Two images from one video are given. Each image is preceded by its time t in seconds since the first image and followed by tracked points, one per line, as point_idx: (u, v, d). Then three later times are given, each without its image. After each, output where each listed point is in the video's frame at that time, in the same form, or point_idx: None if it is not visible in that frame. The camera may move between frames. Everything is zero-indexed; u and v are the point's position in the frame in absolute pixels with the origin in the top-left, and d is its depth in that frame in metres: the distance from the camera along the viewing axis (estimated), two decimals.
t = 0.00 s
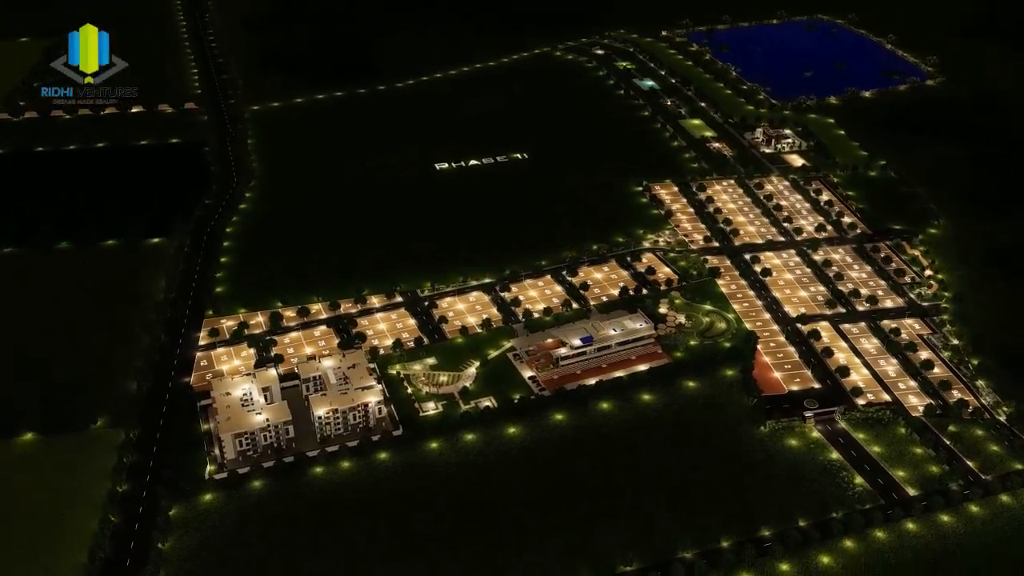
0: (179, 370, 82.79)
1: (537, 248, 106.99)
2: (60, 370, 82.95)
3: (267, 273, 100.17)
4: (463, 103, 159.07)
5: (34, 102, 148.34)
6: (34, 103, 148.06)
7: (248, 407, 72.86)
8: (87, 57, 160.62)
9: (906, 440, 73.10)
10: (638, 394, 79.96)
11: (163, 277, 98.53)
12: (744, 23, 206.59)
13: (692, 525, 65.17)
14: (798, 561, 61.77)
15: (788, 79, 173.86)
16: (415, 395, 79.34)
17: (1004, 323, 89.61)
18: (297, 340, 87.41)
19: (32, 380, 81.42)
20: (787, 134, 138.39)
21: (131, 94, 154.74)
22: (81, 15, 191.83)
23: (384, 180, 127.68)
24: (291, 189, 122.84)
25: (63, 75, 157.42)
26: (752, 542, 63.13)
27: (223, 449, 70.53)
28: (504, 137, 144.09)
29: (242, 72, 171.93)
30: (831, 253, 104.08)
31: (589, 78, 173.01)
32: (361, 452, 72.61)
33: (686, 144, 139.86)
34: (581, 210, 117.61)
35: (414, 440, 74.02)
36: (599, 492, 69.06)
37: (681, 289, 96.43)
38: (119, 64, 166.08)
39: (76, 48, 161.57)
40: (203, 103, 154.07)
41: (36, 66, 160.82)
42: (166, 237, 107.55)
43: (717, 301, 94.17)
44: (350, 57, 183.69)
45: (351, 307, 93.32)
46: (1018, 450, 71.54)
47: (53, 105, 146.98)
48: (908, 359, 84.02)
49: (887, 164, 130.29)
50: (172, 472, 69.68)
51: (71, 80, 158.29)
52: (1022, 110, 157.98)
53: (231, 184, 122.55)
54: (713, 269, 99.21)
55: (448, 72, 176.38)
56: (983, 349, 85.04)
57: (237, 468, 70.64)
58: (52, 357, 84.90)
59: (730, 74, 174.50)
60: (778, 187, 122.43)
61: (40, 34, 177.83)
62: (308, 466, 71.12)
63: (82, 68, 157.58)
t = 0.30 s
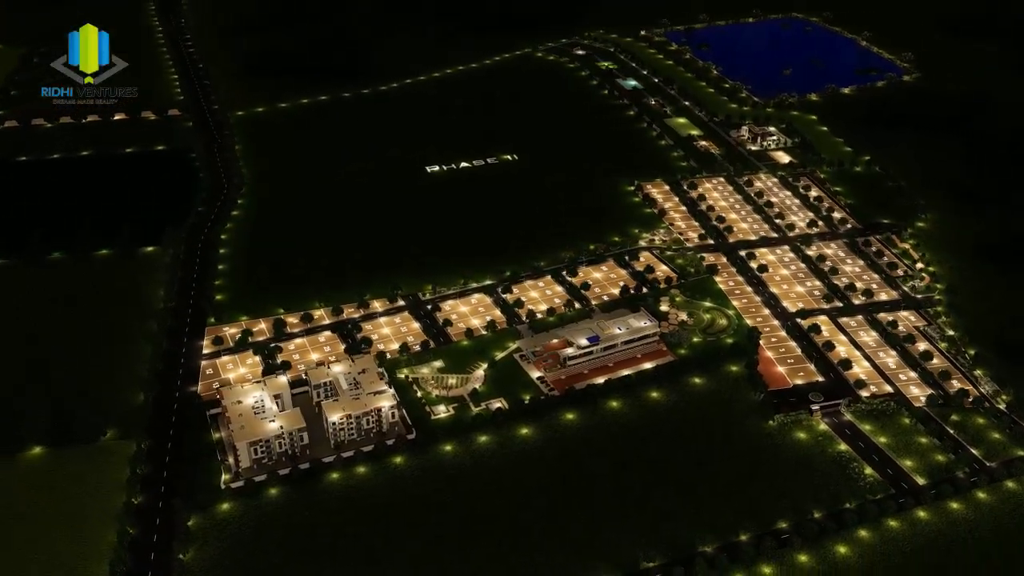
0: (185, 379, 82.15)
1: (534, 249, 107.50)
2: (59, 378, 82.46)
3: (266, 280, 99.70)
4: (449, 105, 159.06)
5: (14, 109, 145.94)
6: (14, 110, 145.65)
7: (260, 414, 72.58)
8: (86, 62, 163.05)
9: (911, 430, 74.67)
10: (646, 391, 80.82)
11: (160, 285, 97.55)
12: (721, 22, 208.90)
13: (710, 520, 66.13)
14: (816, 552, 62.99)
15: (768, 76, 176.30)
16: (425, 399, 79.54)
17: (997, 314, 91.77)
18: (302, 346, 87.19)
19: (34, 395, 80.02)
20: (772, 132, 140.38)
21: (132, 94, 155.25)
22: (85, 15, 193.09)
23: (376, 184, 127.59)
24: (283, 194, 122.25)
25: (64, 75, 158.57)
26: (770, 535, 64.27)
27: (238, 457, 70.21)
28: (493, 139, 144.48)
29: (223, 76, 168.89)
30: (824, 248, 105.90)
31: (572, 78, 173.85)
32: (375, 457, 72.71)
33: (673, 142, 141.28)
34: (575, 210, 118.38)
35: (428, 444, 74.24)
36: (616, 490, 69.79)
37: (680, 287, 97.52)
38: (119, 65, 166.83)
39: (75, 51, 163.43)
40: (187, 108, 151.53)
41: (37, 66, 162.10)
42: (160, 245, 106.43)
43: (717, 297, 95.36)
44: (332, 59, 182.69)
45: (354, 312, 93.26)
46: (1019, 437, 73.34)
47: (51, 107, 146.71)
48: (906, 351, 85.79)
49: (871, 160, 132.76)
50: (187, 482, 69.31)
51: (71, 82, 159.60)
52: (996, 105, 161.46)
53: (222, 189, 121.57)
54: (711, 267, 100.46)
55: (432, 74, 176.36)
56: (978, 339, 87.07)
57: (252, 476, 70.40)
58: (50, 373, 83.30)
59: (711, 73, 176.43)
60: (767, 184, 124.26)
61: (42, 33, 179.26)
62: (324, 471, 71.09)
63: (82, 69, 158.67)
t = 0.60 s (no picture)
0: (191, 387, 81.63)
1: (530, 250, 108.10)
2: (58, 378, 83.59)
3: (266, 285, 99.29)
4: (435, 108, 159.08)
5: None
6: None
7: (274, 421, 72.51)
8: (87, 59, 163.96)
9: (913, 419, 76.38)
10: (653, 388, 81.83)
11: (158, 293, 96.70)
12: (698, 21, 211.07)
13: (725, 513, 67.22)
14: (831, 541, 64.40)
15: (749, 74, 178.68)
16: (435, 401, 79.89)
17: (988, 304, 94.06)
18: (308, 351, 87.08)
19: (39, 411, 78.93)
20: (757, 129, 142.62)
21: (131, 94, 155.68)
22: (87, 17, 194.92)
23: (368, 187, 127.48)
24: (275, 199, 121.70)
25: (64, 75, 159.30)
26: (786, 526, 65.57)
27: (253, 464, 70.06)
28: (481, 141, 144.92)
29: (204, 79, 166.07)
30: (816, 243, 107.86)
31: (555, 78, 174.62)
32: (390, 461, 72.96)
33: (660, 141, 142.72)
34: (569, 211, 119.20)
35: (441, 446, 74.62)
36: (631, 485, 70.71)
37: (678, 284, 98.72)
38: (119, 65, 167.38)
39: (77, 50, 164.63)
40: (171, 114, 149.13)
41: (38, 67, 163.25)
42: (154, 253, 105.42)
43: (715, 294, 96.66)
44: (315, 60, 181.35)
45: (357, 316, 93.27)
46: (1018, 424, 75.36)
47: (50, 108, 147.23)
48: (903, 342, 87.66)
49: (854, 155, 135.22)
50: (203, 491, 69.07)
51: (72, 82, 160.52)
52: (972, 98, 164.64)
53: (213, 195, 120.71)
54: (708, 264, 101.82)
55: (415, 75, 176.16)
56: (972, 329, 89.22)
57: (268, 482, 70.29)
58: (50, 372, 84.38)
59: (693, 71, 178.27)
60: (756, 181, 126.16)
61: (41, 33, 180.44)
62: (339, 476, 71.21)
63: (83, 69, 159.70)
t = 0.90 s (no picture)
0: (197, 394, 81.20)
1: (526, 250, 108.85)
2: (58, 378, 83.79)
3: (265, 290, 98.95)
4: (420, 110, 159.21)
5: None
6: None
7: (286, 426, 72.46)
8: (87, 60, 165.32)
9: (914, 408, 78.24)
10: (658, 384, 82.98)
11: (156, 300, 95.92)
12: (676, 20, 213.05)
13: (740, 505, 68.43)
14: (843, 530, 65.99)
15: (729, 72, 180.98)
16: (444, 402, 80.33)
17: (977, 295, 96.54)
18: (313, 355, 87.08)
19: (44, 422, 77.87)
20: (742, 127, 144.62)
21: (131, 94, 156.44)
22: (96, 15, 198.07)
23: (360, 190, 127.51)
24: (268, 203, 121.26)
25: (64, 75, 161.80)
26: (799, 516, 67.01)
27: (267, 470, 70.04)
28: (470, 142, 145.42)
29: (186, 84, 163.99)
30: (807, 238, 109.85)
31: (539, 79, 175.51)
32: (403, 463, 73.36)
33: (647, 140, 144.21)
34: (562, 210, 120.13)
35: (453, 446, 75.25)
36: (644, 480, 71.74)
37: (676, 281, 100.01)
38: (120, 65, 169.11)
39: (76, 49, 166.30)
40: (154, 119, 146.80)
41: (39, 67, 166.34)
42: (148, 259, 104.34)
43: (712, 290, 98.01)
44: (297, 63, 180.41)
45: (360, 320, 93.42)
46: (1015, 410, 77.57)
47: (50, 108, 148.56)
48: (898, 333, 89.63)
49: (838, 151, 137.73)
50: (219, 498, 68.96)
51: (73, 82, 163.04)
52: (948, 92, 168.09)
53: (205, 200, 119.84)
54: (703, 261, 103.24)
55: (399, 77, 176.15)
56: (963, 320, 91.53)
57: (282, 487, 70.31)
58: (50, 372, 84.68)
59: (674, 70, 180.12)
60: (744, 178, 128.10)
61: (43, 32, 183.12)
62: (355, 479, 71.53)
63: (82, 69, 161.78)
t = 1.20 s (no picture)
0: (204, 400, 81.06)
1: (523, 250, 109.62)
2: (59, 378, 83.99)
3: (264, 295, 98.82)
4: (406, 112, 159.32)
5: None
6: None
7: (299, 430, 72.62)
8: (87, 59, 159.73)
9: (912, 397, 80.19)
10: (662, 380, 84.21)
11: (154, 307, 95.33)
12: (653, 19, 214.78)
13: (751, 496, 69.78)
14: (852, 518, 67.65)
15: (710, 71, 183.16)
16: (452, 403, 80.86)
17: (966, 286, 98.98)
18: (318, 359, 87.23)
19: (52, 436, 76.51)
20: (726, 125, 146.65)
21: (132, 94, 158.73)
22: (104, 14, 203.03)
23: (352, 193, 127.54)
24: (261, 208, 120.91)
25: (65, 75, 162.84)
26: (808, 506, 68.56)
27: (282, 475, 70.14)
28: (458, 143, 145.96)
29: (168, 90, 162.50)
30: (797, 233, 111.80)
31: (522, 79, 176.37)
32: (416, 464, 73.89)
33: (634, 139, 145.65)
34: (555, 210, 121.10)
35: (464, 446, 75.93)
36: (656, 474, 72.86)
37: (672, 277, 101.34)
38: (119, 64, 170.68)
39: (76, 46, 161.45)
40: (139, 126, 145.31)
41: (40, 67, 167.83)
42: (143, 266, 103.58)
43: (709, 286, 99.46)
44: (280, 67, 179.58)
45: (362, 322, 93.69)
46: (1009, 396, 79.82)
47: (50, 108, 150.58)
48: (892, 325, 91.71)
49: (822, 146, 140.20)
50: (235, 504, 69.07)
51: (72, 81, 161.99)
52: (924, 87, 171.44)
53: (196, 206, 119.22)
54: (698, 257, 104.71)
55: (383, 79, 176.10)
56: (954, 310, 93.85)
57: (297, 492, 70.53)
58: (50, 372, 84.95)
59: (656, 70, 181.85)
60: (732, 175, 130.00)
61: (46, 32, 185.84)
62: (369, 481, 71.91)
63: (83, 68, 159.69)
